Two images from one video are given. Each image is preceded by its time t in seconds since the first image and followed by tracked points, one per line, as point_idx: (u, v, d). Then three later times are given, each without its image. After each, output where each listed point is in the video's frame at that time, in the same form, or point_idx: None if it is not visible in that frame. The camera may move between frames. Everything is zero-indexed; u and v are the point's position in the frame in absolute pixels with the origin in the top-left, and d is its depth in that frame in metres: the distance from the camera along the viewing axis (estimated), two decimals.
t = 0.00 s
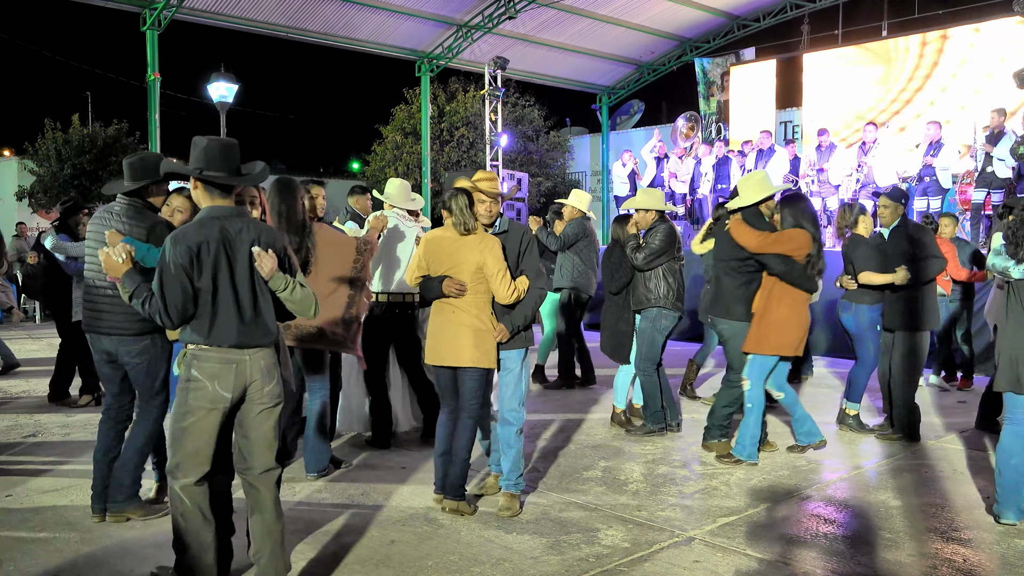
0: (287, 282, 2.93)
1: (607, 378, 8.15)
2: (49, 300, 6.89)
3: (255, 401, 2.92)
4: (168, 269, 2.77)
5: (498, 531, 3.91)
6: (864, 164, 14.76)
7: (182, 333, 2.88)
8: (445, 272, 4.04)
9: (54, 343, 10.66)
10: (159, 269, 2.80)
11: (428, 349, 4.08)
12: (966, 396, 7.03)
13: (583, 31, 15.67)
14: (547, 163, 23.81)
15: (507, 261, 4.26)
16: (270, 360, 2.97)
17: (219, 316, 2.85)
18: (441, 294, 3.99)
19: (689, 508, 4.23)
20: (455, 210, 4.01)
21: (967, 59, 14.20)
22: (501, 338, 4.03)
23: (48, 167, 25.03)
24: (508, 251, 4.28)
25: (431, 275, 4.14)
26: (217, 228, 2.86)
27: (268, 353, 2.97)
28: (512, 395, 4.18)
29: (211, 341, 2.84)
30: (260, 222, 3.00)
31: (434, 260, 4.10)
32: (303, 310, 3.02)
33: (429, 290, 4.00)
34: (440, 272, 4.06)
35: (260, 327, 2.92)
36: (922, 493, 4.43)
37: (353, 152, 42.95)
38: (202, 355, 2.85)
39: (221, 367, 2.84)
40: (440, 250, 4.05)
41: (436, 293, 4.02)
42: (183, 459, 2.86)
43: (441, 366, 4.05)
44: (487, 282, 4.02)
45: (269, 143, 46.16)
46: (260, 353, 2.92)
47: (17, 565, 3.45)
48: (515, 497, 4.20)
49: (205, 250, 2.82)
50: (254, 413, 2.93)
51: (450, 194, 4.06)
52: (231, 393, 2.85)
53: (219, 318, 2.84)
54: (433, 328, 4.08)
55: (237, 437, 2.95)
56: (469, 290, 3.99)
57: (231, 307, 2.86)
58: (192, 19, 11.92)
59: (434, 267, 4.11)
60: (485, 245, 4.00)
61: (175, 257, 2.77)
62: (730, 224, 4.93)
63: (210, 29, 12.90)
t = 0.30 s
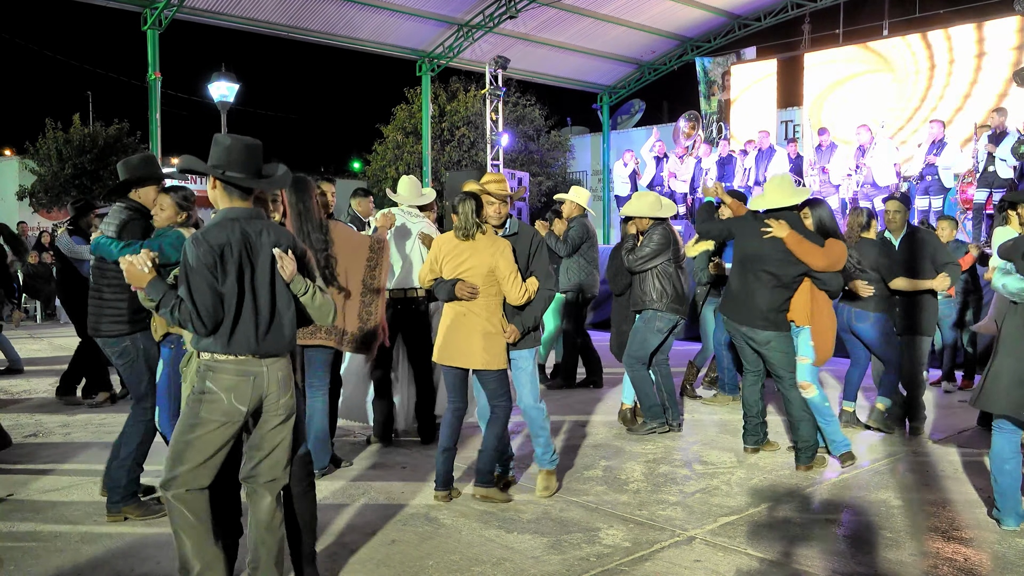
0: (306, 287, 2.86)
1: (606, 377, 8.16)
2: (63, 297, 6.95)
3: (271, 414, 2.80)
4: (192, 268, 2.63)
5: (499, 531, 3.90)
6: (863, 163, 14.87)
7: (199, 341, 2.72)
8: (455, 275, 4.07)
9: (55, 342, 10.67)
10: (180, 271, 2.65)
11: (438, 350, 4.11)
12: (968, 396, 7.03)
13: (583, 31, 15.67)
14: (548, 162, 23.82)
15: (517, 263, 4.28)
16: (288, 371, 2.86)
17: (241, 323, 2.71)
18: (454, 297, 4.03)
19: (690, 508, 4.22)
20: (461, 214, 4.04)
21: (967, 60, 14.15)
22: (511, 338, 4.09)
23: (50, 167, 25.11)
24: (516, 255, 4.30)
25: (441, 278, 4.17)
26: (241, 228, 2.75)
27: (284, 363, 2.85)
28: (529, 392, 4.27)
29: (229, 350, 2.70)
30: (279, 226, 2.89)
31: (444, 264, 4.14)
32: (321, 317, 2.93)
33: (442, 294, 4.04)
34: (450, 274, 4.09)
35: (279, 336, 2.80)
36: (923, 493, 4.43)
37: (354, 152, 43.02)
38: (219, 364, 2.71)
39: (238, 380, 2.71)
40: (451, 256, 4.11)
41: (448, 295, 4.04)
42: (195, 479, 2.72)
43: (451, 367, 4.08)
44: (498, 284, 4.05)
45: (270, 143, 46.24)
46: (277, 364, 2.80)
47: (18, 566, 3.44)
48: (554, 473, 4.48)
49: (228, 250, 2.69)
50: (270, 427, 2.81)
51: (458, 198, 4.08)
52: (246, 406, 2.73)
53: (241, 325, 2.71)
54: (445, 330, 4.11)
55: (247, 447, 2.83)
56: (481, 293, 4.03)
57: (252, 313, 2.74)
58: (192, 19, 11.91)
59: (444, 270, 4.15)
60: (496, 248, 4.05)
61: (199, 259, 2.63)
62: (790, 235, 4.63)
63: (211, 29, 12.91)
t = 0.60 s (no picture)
0: (316, 289, 2.70)
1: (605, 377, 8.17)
2: (62, 297, 6.95)
3: (270, 425, 2.70)
4: (185, 265, 2.58)
5: (498, 531, 3.90)
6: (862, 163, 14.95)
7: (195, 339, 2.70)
8: (467, 273, 4.12)
9: (53, 343, 10.66)
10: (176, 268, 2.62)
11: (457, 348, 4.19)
12: (966, 396, 7.04)
13: (583, 31, 15.67)
14: (547, 163, 23.83)
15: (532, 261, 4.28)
16: (290, 378, 2.74)
17: (237, 320, 2.65)
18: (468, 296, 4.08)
19: (689, 508, 4.22)
20: (473, 214, 4.07)
21: (968, 60, 14.15)
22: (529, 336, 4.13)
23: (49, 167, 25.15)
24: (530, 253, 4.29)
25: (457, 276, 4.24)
26: (241, 224, 2.67)
27: (287, 371, 2.73)
28: (550, 389, 4.37)
29: (221, 351, 2.63)
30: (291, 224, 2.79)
31: (459, 262, 4.20)
32: (336, 321, 2.79)
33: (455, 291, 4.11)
34: (464, 271, 4.15)
35: (279, 340, 2.69)
36: (923, 493, 4.42)
37: (354, 152, 43.06)
38: (215, 369, 2.65)
39: (230, 388, 2.63)
40: (471, 253, 4.12)
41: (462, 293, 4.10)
42: (194, 490, 2.65)
43: (472, 364, 4.16)
44: (511, 281, 4.06)
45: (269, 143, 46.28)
46: (275, 372, 2.69)
47: (17, 566, 3.43)
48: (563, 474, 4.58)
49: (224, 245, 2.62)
50: (271, 441, 2.71)
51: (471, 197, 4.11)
52: (240, 414, 2.64)
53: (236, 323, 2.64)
54: (463, 327, 4.17)
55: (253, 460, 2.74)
56: (493, 290, 4.06)
57: (251, 312, 2.66)
58: (191, 19, 11.89)
59: (458, 268, 4.21)
60: (507, 246, 4.05)
61: (191, 255, 2.57)
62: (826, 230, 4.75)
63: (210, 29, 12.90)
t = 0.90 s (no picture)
0: (341, 289, 2.57)
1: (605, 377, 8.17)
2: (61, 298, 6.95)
3: (300, 428, 2.53)
4: (205, 263, 2.40)
5: (498, 531, 3.90)
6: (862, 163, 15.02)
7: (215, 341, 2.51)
8: (455, 269, 4.25)
9: (53, 343, 10.67)
10: (195, 267, 2.43)
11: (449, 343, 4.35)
12: (967, 395, 7.04)
13: (582, 31, 15.67)
14: (547, 162, 23.82)
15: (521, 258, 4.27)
16: (319, 380, 2.58)
17: (263, 321, 2.48)
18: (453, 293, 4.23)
19: (688, 508, 4.22)
20: (463, 213, 4.17)
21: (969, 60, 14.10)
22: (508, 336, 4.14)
23: (48, 167, 25.18)
24: (514, 256, 4.28)
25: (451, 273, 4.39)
26: (262, 220, 2.50)
27: (315, 372, 2.57)
28: (540, 390, 4.30)
29: (247, 354, 2.46)
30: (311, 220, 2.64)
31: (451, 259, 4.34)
32: (357, 325, 2.65)
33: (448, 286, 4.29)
34: (453, 268, 4.28)
35: (307, 339, 2.53)
36: (923, 493, 4.41)
37: (354, 151, 43.10)
38: (240, 369, 2.47)
39: (259, 390, 2.46)
40: (459, 251, 4.20)
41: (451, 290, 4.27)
42: (210, 500, 2.45)
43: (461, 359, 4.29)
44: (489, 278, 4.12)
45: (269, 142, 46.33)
46: (305, 372, 2.53)
47: (16, 566, 3.43)
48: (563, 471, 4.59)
49: (246, 243, 2.46)
50: (300, 445, 2.53)
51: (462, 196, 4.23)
52: (270, 418, 2.47)
53: (263, 324, 2.47)
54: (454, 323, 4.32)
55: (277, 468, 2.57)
56: (475, 287, 4.16)
57: (277, 313, 2.50)
58: (191, 19, 11.89)
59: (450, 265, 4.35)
60: (490, 243, 4.12)
61: (213, 252, 2.40)
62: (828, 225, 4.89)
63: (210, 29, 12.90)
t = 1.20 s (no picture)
0: (344, 287, 2.46)
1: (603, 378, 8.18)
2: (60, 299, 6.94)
3: (301, 431, 2.47)
4: (193, 257, 2.35)
5: (498, 531, 3.90)
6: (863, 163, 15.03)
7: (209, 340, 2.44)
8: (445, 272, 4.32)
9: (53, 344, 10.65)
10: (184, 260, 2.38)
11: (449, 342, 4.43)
12: (967, 395, 7.03)
13: (582, 31, 15.66)
14: (547, 162, 23.81)
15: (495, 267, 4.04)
16: (321, 380, 2.51)
17: (261, 316, 2.42)
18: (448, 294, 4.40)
19: (688, 507, 4.22)
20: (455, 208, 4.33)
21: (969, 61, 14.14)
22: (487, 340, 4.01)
23: (48, 168, 25.12)
24: (490, 263, 4.07)
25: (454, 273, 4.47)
26: (261, 216, 2.43)
27: (315, 371, 2.50)
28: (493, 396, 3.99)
29: (243, 351, 2.40)
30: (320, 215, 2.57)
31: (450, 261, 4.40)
32: (375, 318, 2.56)
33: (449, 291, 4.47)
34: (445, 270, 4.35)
35: (309, 337, 2.47)
36: (923, 493, 4.40)
37: (354, 151, 43.10)
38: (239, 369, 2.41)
39: (256, 389, 2.40)
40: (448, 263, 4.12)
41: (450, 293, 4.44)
42: (225, 520, 2.41)
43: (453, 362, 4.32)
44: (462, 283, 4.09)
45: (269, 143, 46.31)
46: (305, 370, 2.46)
47: (15, 567, 3.42)
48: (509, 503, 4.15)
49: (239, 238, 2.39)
50: (303, 448, 2.48)
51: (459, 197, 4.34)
52: (270, 418, 2.41)
53: (261, 320, 2.42)
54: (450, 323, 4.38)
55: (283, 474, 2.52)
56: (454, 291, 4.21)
57: (276, 308, 2.44)
58: (190, 19, 11.88)
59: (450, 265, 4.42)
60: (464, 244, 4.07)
61: (202, 246, 2.35)
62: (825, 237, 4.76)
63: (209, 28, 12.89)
